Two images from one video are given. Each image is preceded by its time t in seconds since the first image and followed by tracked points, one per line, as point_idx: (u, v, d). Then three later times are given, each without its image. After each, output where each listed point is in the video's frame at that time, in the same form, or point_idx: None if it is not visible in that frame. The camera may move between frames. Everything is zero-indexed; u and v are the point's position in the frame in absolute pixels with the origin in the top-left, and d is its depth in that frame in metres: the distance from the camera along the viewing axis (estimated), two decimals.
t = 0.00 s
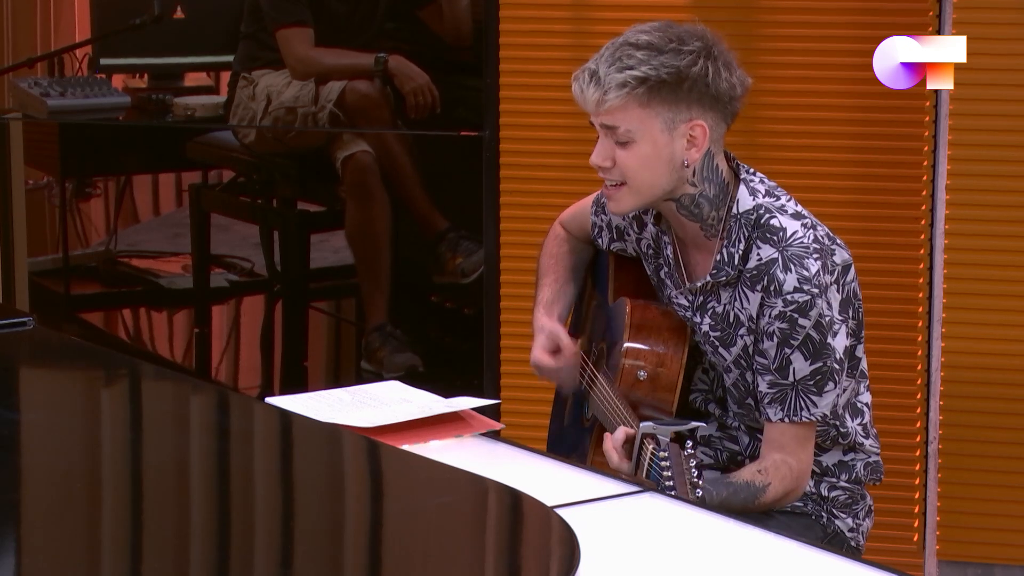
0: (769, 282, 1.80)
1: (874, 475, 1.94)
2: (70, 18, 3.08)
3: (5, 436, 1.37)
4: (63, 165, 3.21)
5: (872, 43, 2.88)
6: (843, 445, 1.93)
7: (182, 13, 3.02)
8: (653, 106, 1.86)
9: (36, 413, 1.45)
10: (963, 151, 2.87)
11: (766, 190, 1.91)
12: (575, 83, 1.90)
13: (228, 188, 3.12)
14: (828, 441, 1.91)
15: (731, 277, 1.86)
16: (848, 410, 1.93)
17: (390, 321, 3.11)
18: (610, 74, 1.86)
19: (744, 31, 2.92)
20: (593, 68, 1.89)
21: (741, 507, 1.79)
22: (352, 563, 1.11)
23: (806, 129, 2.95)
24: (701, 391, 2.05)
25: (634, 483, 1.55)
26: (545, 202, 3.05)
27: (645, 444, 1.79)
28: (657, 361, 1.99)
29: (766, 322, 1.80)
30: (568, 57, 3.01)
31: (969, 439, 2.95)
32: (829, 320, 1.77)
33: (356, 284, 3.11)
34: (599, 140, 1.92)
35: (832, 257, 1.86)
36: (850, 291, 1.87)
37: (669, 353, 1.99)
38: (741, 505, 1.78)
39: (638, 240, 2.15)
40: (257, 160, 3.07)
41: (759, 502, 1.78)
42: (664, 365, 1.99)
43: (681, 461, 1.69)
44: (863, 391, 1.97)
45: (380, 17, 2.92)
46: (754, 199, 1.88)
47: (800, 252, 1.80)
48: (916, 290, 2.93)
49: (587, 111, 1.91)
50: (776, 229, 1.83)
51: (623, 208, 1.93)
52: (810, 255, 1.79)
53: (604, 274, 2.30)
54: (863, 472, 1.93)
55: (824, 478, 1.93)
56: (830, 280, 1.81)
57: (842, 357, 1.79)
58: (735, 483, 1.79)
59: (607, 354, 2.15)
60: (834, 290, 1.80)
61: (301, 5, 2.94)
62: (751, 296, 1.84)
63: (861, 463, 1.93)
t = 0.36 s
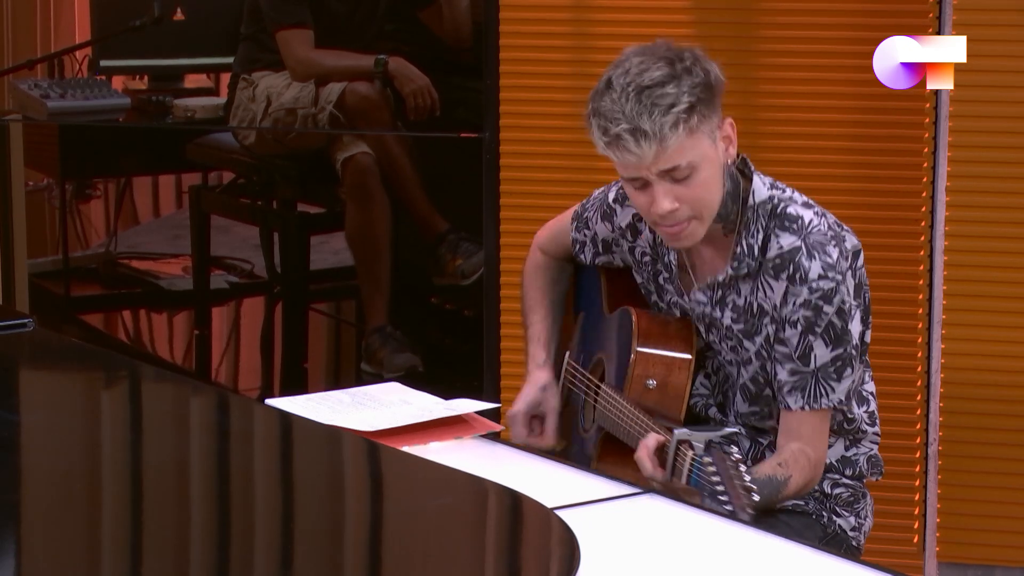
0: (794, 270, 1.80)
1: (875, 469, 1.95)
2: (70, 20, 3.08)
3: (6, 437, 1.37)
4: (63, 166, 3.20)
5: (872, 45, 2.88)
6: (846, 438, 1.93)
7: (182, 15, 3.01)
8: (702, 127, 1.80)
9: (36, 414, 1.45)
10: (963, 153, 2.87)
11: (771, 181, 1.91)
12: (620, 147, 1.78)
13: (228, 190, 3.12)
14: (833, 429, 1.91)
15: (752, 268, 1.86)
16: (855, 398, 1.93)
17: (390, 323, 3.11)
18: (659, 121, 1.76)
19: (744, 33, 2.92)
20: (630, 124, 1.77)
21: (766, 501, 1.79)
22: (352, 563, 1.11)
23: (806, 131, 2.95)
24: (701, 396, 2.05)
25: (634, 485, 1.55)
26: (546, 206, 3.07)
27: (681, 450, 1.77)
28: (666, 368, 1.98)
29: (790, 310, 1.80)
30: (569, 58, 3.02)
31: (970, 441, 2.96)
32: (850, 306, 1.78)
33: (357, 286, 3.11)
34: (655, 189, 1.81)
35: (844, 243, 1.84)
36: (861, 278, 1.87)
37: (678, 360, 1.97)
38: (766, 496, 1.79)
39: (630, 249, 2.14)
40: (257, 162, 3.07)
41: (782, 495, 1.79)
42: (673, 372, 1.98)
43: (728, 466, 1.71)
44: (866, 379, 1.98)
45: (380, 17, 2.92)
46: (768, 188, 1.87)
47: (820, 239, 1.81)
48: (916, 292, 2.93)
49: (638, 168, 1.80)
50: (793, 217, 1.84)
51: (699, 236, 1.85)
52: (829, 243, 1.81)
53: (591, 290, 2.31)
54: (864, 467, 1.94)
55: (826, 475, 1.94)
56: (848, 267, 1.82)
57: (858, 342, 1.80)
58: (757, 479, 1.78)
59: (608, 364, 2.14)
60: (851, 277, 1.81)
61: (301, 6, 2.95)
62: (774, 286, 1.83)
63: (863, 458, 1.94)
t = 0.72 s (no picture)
0: (773, 291, 1.80)
1: (876, 475, 1.95)
2: (70, 21, 3.09)
3: (5, 438, 1.37)
4: (63, 167, 3.21)
5: (872, 47, 2.88)
6: (846, 445, 1.93)
7: (182, 16, 3.01)
8: (657, 126, 1.82)
9: (36, 416, 1.45)
10: (963, 155, 2.87)
11: (769, 194, 1.91)
12: (577, 99, 1.87)
13: (228, 191, 3.11)
14: (830, 441, 1.91)
15: (734, 285, 1.85)
16: (851, 408, 1.92)
17: (390, 325, 3.11)
18: (610, 95, 1.82)
19: (744, 35, 2.92)
20: (594, 87, 1.85)
21: (753, 509, 1.76)
22: (352, 564, 1.11)
23: (806, 133, 2.95)
24: (703, 390, 2.04)
25: (636, 487, 1.55)
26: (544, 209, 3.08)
27: (651, 445, 1.73)
28: (658, 363, 2.01)
29: (770, 331, 1.80)
30: (568, 61, 3.03)
31: (969, 443, 2.96)
32: (832, 327, 1.77)
33: (357, 288, 3.11)
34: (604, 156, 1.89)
35: (833, 262, 1.84)
36: (852, 296, 1.86)
37: (670, 355, 2.00)
38: (752, 508, 1.76)
39: (635, 240, 2.15)
40: (257, 164, 3.07)
41: (772, 504, 1.76)
42: (665, 367, 2.00)
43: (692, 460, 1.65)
44: (868, 390, 1.96)
45: (380, 20, 2.92)
46: (757, 206, 1.88)
47: (802, 260, 1.81)
48: (916, 294, 2.93)
49: (592, 129, 1.88)
50: (778, 237, 1.84)
51: (631, 221, 1.92)
52: (812, 264, 1.80)
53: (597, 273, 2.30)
54: (866, 472, 1.94)
55: (827, 480, 1.94)
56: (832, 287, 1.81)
57: (845, 363, 1.79)
58: (746, 487, 1.77)
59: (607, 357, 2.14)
60: (836, 297, 1.81)
61: (301, 8, 2.95)
62: (752, 304, 1.83)
63: (864, 463, 1.94)
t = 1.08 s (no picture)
0: (775, 281, 1.80)
1: (875, 475, 1.95)
2: (70, 23, 3.09)
3: (5, 439, 1.37)
4: (63, 168, 3.22)
5: (872, 47, 2.88)
6: (845, 443, 1.93)
7: (182, 17, 3.02)
8: (659, 112, 1.86)
9: (36, 417, 1.45)
10: (963, 155, 2.87)
11: (767, 188, 1.92)
12: (581, 80, 1.90)
13: (228, 193, 3.11)
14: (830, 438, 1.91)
15: (734, 277, 1.86)
16: (851, 406, 1.92)
17: (390, 326, 3.11)
18: (617, 76, 1.85)
19: (744, 36, 2.92)
20: (601, 68, 1.88)
21: (760, 507, 1.76)
22: (352, 564, 1.12)
23: (806, 133, 2.95)
24: (701, 393, 2.05)
25: (636, 488, 1.55)
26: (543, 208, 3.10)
27: (663, 451, 1.73)
28: (662, 366, 1.99)
29: (773, 323, 1.80)
30: (568, 61, 3.03)
31: (969, 443, 2.96)
32: (836, 318, 1.78)
33: (357, 289, 3.11)
34: (601, 140, 1.92)
35: (835, 255, 1.85)
36: (852, 288, 1.88)
37: (674, 359, 1.99)
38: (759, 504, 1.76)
39: (635, 243, 2.14)
40: (257, 164, 3.07)
41: (779, 501, 1.77)
42: (669, 370, 1.99)
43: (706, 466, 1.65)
44: (865, 388, 1.97)
45: (380, 21, 2.92)
46: (757, 199, 1.89)
47: (804, 251, 1.81)
48: (916, 294, 2.93)
49: (592, 111, 1.91)
50: (779, 228, 1.84)
51: (619, 209, 1.92)
52: (814, 254, 1.81)
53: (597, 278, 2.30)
54: (864, 472, 1.94)
55: (826, 479, 1.94)
56: (834, 278, 1.82)
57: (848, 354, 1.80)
58: (754, 485, 1.77)
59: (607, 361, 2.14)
60: (837, 288, 1.82)
61: (301, 8, 2.95)
62: (756, 296, 1.84)
63: (863, 462, 1.94)
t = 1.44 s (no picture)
0: (788, 274, 1.81)
1: (877, 467, 1.95)
2: (69, 22, 3.10)
3: (5, 439, 1.37)
4: (63, 169, 3.22)
5: (872, 47, 2.88)
6: (849, 435, 1.93)
7: (182, 17, 3.02)
8: (677, 122, 1.83)
9: (36, 417, 1.45)
10: (963, 155, 2.87)
11: (767, 184, 1.92)
12: (597, 92, 1.86)
13: (227, 193, 3.11)
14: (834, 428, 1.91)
15: (745, 272, 1.86)
16: (854, 398, 1.92)
17: (390, 326, 3.11)
18: (636, 88, 1.82)
19: (744, 36, 2.92)
20: (617, 78, 1.84)
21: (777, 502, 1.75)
22: (352, 564, 1.12)
23: (806, 133, 2.95)
24: (702, 392, 2.05)
25: (635, 488, 1.55)
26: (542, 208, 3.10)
27: (691, 446, 1.74)
28: (666, 367, 1.99)
29: (786, 315, 1.81)
30: (568, 62, 3.03)
31: (969, 443, 2.96)
32: (847, 309, 1.79)
33: (357, 289, 3.10)
34: (614, 151, 1.88)
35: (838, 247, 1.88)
36: (856, 280, 1.89)
37: (677, 360, 1.98)
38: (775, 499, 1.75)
39: (626, 246, 2.15)
40: (257, 164, 3.07)
41: (793, 495, 1.76)
42: (673, 371, 1.98)
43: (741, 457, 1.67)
44: (866, 379, 1.96)
45: (380, 22, 2.92)
46: (762, 193, 1.89)
47: (813, 244, 1.82)
48: (916, 294, 2.93)
49: (606, 121, 1.87)
50: (786, 222, 1.85)
51: (635, 219, 1.91)
52: (823, 247, 1.82)
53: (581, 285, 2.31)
54: (867, 464, 1.93)
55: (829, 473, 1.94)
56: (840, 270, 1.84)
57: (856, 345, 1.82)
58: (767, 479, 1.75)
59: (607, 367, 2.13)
60: (844, 280, 1.84)
61: (301, 9, 2.95)
62: (768, 290, 1.83)
63: (866, 455, 1.94)
